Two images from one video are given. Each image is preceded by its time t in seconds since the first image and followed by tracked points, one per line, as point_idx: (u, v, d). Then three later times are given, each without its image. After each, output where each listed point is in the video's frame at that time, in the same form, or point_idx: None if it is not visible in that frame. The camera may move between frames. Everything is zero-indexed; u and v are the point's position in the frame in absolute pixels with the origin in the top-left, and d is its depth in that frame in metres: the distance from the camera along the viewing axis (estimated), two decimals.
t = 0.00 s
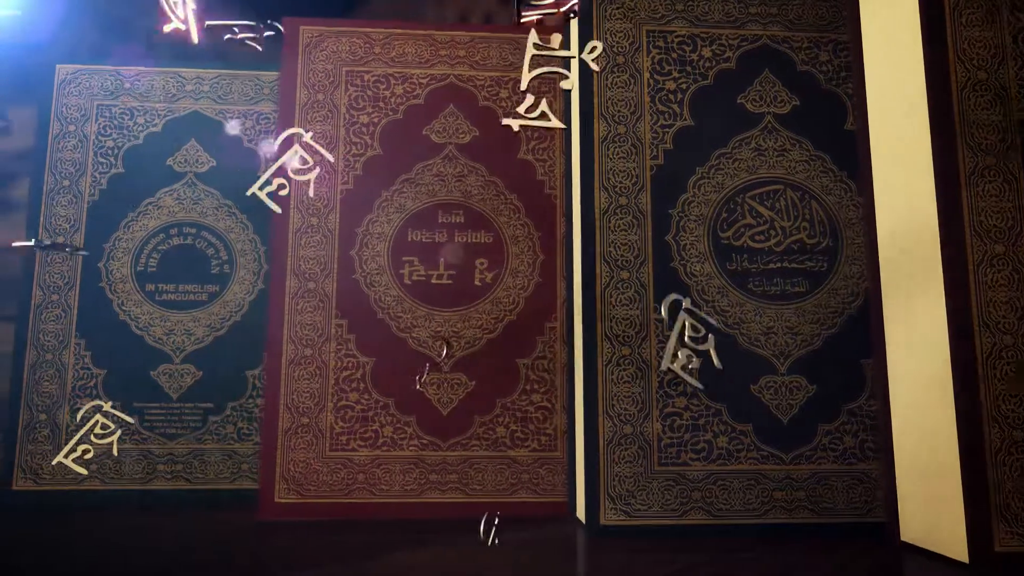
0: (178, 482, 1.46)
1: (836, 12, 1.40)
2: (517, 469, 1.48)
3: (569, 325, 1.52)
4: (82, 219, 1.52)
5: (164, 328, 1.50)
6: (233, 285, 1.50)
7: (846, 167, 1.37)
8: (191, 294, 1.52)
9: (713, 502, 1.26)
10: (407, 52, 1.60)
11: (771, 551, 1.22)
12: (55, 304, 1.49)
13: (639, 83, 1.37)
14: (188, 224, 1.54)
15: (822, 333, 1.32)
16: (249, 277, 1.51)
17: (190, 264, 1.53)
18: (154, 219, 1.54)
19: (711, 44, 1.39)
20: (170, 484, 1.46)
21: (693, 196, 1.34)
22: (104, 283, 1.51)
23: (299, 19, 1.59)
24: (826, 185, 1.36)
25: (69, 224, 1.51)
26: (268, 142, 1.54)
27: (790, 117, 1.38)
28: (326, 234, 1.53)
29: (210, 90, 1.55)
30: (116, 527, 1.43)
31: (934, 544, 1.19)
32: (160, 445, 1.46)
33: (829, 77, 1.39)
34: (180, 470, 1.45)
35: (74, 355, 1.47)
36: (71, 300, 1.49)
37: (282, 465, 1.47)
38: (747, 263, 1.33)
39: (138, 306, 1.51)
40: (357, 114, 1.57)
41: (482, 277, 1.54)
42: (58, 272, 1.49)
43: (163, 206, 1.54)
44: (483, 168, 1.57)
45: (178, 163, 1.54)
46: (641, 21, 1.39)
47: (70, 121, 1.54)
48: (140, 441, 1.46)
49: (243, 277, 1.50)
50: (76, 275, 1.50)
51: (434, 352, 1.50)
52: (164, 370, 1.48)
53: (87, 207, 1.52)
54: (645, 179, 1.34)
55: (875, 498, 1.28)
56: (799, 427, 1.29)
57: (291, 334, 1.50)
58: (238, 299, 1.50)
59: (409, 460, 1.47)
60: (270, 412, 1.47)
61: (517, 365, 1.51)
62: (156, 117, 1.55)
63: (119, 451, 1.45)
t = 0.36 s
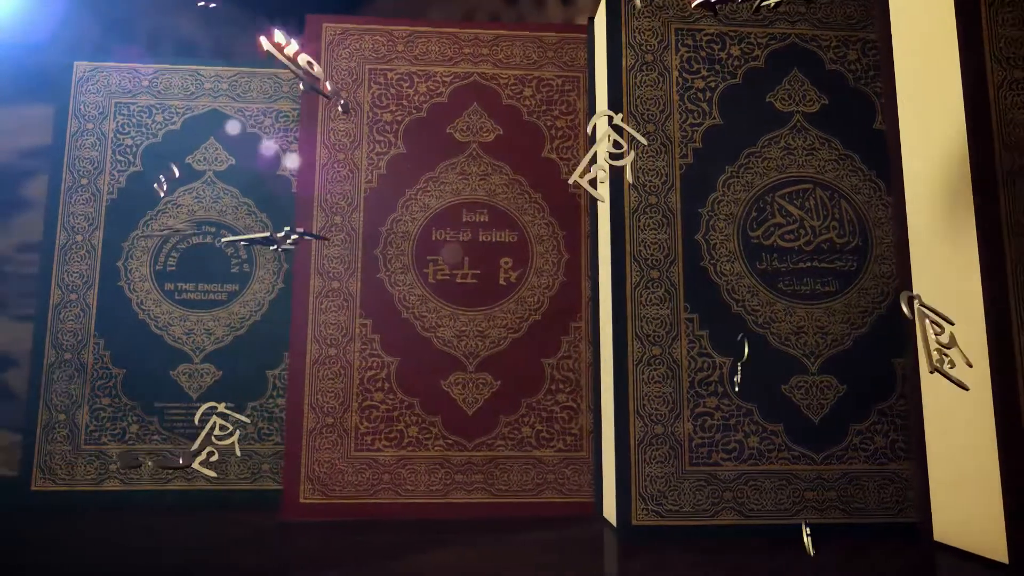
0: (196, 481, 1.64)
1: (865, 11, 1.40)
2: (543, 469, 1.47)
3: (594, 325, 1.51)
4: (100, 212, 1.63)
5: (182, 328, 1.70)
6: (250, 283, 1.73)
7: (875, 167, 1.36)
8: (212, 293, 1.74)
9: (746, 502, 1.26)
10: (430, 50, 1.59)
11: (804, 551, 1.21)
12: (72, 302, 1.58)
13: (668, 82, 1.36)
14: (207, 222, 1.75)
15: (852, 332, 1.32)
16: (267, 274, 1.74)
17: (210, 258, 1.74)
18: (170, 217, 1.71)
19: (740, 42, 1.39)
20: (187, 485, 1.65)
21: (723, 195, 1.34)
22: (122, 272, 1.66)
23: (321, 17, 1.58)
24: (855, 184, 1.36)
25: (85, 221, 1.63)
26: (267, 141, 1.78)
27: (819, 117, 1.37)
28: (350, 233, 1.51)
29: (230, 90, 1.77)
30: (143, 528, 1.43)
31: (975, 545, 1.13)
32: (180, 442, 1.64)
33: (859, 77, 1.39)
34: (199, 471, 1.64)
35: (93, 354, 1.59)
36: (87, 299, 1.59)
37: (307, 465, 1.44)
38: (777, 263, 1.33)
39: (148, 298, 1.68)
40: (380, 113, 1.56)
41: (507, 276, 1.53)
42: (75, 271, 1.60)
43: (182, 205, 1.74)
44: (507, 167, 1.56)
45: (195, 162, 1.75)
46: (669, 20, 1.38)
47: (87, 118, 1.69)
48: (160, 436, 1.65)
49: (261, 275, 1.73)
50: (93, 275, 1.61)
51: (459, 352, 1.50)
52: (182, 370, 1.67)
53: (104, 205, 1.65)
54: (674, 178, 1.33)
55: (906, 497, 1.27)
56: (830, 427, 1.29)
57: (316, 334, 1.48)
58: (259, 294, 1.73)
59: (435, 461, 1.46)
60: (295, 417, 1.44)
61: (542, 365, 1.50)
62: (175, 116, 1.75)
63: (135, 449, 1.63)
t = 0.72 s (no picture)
0: (217, 481, 1.64)
1: (892, 11, 1.40)
2: (569, 469, 1.47)
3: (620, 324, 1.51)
4: (118, 214, 1.70)
5: (203, 327, 1.68)
6: (271, 284, 1.70)
7: (904, 167, 1.36)
8: (232, 292, 1.70)
9: (778, 502, 1.26)
10: (454, 49, 1.58)
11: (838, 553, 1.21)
12: (93, 302, 1.67)
13: (697, 81, 1.36)
14: (228, 220, 1.73)
15: (883, 332, 1.31)
16: (289, 273, 1.72)
17: (231, 259, 1.71)
18: (189, 217, 1.72)
19: (768, 42, 1.38)
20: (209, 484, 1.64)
21: (753, 194, 1.33)
22: (140, 272, 1.69)
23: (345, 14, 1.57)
24: (884, 183, 1.36)
25: (107, 221, 1.70)
26: (267, 141, 1.76)
27: (848, 116, 1.37)
28: (375, 233, 1.51)
29: (247, 87, 1.77)
30: (168, 531, 1.43)
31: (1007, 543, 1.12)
32: (202, 442, 1.65)
33: (886, 76, 1.39)
34: (220, 470, 1.64)
35: (114, 354, 1.65)
36: (107, 299, 1.67)
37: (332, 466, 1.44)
38: (806, 262, 1.33)
39: (169, 298, 1.68)
40: (405, 111, 1.55)
41: (532, 276, 1.52)
42: (96, 272, 1.68)
43: (202, 203, 1.72)
44: (532, 166, 1.56)
45: (216, 160, 1.74)
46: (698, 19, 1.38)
47: (108, 118, 1.74)
48: (183, 438, 1.65)
49: (282, 276, 1.71)
50: (113, 276, 1.68)
51: (484, 352, 1.49)
52: (201, 370, 1.67)
53: (124, 204, 1.71)
54: (704, 177, 1.33)
55: (937, 498, 1.27)
56: (861, 428, 1.29)
57: (341, 334, 1.48)
58: (281, 294, 1.70)
59: (461, 460, 1.45)
60: (320, 414, 1.45)
61: (568, 365, 1.50)
62: (194, 114, 1.76)
63: (157, 449, 1.63)
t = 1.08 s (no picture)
0: (239, 481, 1.63)
1: (919, 11, 1.40)
2: (596, 469, 1.47)
3: (645, 324, 1.51)
4: (138, 213, 1.69)
5: (225, 327, 1.67)
6: (293, 284, 1.70)
7: (932, 166, 1.36)
8: (253, 291, 1.70)
9: (809, 502, 1.26)
10: (478, 48, 1.58)
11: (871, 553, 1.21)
12: (114, 301, 1.66)
13: (726, 81, 1.36)
14: (249, 219, 1.72)
15: (913, 332, 1.31)
16: (310, 273, 1.71)
17: (253, 258, 1.71)
18: (210, 216, 1.71)
19: (796, 41, 1.38)
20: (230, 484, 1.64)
21: (782, 194, 1.33)
22: (161, 271, 1.68)
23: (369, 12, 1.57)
24: (913, 183, 1.36)
25: (126, 220, 1.69)
26: (268, 141, 1.75)
27: (876, 116, 1.37)
28: (400, 232, 1.50)
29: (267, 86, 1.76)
30: (193, 531, 1.42)
31: None
32: (224, 442, 1.64)
33: (914, 76, 1.39)
34: (242, 470, 1.63)
35: (134, 354, 1.64)
36: (129, 298, 1.66)
37: (358, 465, 1.43)
38: (836, 262, 1.32)
39: (190, 298, 1.67)
40: (429, 110, 1.55)
41: (557, 276, 1.52)
42: (117, 270, 1.67)
43: (223, 202, 1.72)
44: (556, 165, 1.56)
45: (237, 159, 1.74)
46: (727, 17, 1.38)
47: (128, 117, 1.73)
48: (205, 439, 1.64)
49: (303, 276, 1.71)
50: (134, 275, 1.67)
51: (510, 351, 1.49)
52: (223, 370, 1.66)
53: (144, 203, 1.70)
54: (733, 176, 1.33)
55: (968, 498, 1.27)
56: (890, 427, 1.28)
57: (366, 333, 1.47)
58: (302, 294, 1.70)
59: (487, 461, 1.45)
60: (346, 414, 1.44)
61: (594, 365, 1.50)
62: (214, 113, 1.75)
63: (178, 449, 1.62)
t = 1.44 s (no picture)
0: (261, 482, 1.62)
1: (945, 12, 1.40)
2: (622, 469, 1.47)
3: (671, 323, 1.50)
4: (159, 212, 1.68)
5: (247, 326, 1.68)
6: (315, 283, 1.70)
7: (959, 167, 1.36)
8: (275, 290, 1.71)
9: (839, 502, 1.26)
10: (503, 47, 1.58)
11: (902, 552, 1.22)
12: (135, 300, 1.63)
13: (755, 80, 1.36)
14: (270, 219, 1.72)
15: (942, 332, 1.31)
16: (331, 273, 1.72)
17: (275, 257, 1.71)
18: (231, 216, 1.71)
19: (824, 41, 1.38)
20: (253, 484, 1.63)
21: (811, 194, 1.34)
22: (183, 270, 1.67)
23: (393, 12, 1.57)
24: (940, 183, 1.36)
25: (147, 220, 1.67)
26: (268, 141, 1.73)
27: (903, 116, 1.37)
28: (426, 231, 1.50)
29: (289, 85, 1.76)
30: (220, 532, 1.42)
31: None
32: (247, 442, 1.63)
33: (941, 77, 1.39)
34: (264, 471, 1.63)
35: (156, 355, 1.63)
36: (150, 296, 1.64)
37: (385, 466, 1.43)
38: (865, 262, 1.33)
39: (212, 297, 1.67)
40: (454, 110, 1.55)
41: (583, 276, 1.52)
42: (138, 270, 1.64)
43: (244, 201, 1.71)
44: (581, 165, 1.56)
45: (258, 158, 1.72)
46: (755, 18, 1.38)
47: (148, 115, 1.72)
48: (227, 439, 1.63)
49: (325, 276, 1.71)
50: (156, 274, 1.65)
51: (536, 351, 1.49)
52: (245, 370, 1.65)
53: (165, 202, 1.69)
54: (763, 176, 1.33)
55: (997, 497, 1.27)
56: (919, 427, 1.28)
57: (393, 333, 1.47)
58: (323, 294, 1.70)
59: (513, 460, 1.45)
60: (373, 414, 1.44)
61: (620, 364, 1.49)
62: (235, 112, 1.75)
63: (201, 449, 1.63)
